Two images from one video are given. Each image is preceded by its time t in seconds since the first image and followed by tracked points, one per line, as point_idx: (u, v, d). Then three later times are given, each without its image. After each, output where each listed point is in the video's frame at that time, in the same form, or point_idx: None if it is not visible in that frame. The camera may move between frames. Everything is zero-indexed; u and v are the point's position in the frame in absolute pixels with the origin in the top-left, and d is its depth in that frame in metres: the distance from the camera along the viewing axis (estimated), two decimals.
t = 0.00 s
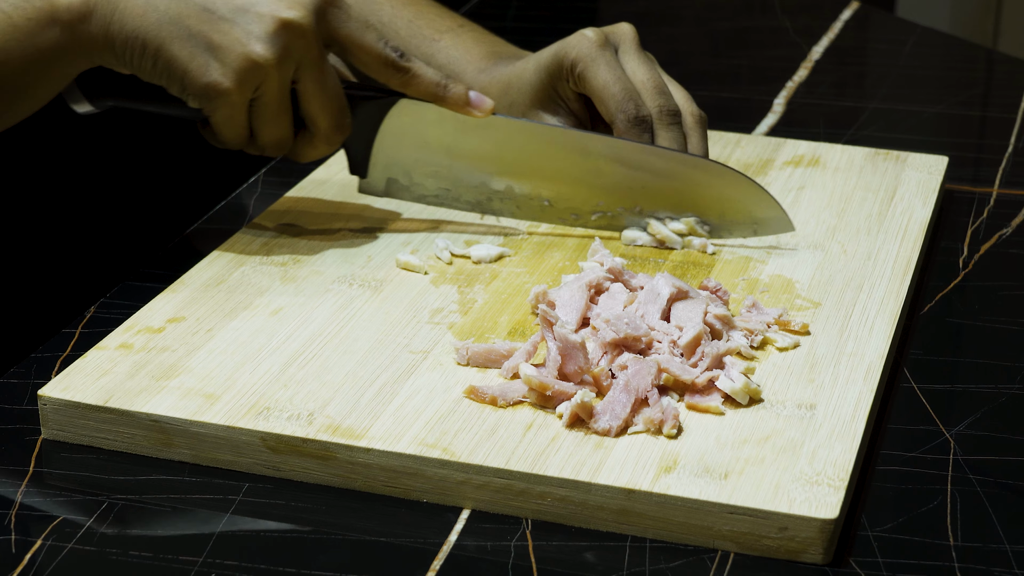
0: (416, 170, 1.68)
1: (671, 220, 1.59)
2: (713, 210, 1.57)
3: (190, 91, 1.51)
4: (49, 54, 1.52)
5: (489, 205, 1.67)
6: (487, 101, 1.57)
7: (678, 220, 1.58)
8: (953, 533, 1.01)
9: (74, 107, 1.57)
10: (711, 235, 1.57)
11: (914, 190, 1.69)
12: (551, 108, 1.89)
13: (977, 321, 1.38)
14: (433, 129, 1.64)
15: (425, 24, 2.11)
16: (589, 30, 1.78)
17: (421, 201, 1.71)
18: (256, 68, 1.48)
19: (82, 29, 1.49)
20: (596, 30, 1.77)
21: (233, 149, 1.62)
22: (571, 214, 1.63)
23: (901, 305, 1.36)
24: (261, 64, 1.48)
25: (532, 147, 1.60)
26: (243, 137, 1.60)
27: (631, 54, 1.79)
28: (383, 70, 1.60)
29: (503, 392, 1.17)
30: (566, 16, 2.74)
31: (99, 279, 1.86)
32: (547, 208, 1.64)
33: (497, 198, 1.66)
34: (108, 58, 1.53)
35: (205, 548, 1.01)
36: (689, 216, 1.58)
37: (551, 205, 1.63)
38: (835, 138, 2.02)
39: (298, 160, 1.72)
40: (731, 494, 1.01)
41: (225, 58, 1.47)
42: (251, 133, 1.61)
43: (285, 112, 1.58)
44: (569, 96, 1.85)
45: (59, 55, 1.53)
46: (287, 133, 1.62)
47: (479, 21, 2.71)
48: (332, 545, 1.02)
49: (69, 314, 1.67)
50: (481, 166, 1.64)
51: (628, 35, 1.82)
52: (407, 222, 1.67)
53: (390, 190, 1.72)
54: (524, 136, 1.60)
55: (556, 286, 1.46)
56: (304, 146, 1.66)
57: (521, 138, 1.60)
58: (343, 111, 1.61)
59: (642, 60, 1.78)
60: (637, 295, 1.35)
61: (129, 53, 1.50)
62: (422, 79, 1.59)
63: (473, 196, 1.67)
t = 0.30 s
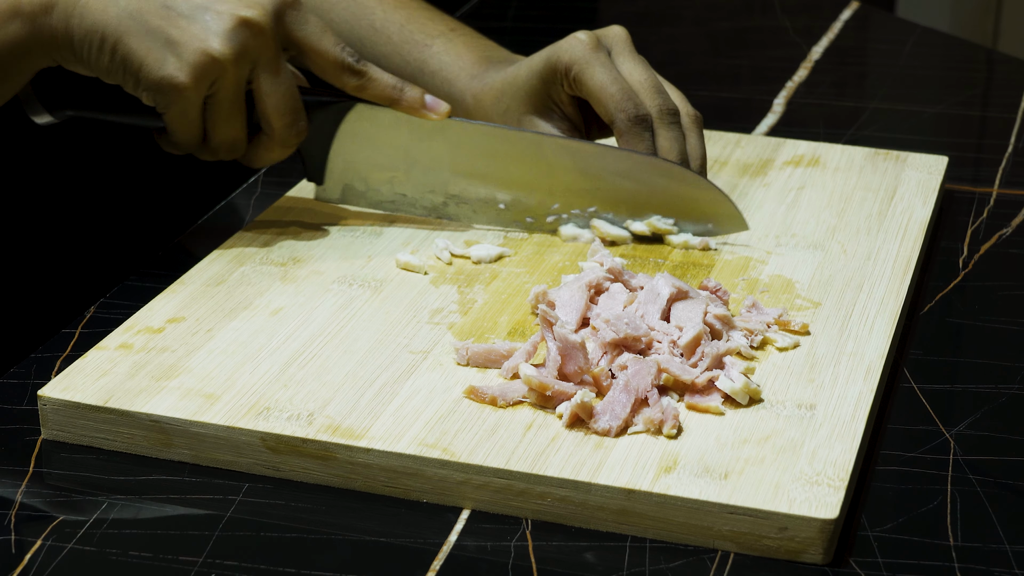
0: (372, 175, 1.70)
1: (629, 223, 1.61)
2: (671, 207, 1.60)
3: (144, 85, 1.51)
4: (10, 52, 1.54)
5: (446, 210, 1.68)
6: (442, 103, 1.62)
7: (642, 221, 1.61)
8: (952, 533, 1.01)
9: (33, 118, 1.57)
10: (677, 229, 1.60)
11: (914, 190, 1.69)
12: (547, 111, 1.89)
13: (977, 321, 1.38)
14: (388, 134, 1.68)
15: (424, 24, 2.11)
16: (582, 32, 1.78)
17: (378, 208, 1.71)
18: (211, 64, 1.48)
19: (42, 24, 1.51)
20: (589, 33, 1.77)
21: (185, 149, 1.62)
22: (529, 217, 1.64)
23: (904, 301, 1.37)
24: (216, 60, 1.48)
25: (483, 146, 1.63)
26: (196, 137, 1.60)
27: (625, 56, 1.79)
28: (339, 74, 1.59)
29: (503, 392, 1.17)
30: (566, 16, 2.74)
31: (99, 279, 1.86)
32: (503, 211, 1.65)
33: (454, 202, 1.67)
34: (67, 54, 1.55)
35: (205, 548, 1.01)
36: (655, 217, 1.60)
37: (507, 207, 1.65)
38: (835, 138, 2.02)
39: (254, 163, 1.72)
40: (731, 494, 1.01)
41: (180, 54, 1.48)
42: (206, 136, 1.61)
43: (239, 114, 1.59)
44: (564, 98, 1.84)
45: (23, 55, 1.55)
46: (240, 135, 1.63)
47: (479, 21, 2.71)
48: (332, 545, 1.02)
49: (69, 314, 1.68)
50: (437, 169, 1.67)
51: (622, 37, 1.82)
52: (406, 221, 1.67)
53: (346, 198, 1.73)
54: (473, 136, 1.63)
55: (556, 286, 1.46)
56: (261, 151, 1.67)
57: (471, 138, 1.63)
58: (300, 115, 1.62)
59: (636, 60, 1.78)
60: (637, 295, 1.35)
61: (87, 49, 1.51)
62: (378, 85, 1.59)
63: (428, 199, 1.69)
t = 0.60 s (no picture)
0: (378, 151, 1.62)
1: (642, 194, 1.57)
2: (687, 173, 1.56)
3: (134, 66, 1.44)
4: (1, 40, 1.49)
5: (454, 184, 1.62)
6: (444, 73, 1.50)
7: (657, 189, 1.57)
8: (952, 533, 1.01)
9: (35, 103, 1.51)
10: (694, 198, 1.57)
11: (914, 190, 1.69)
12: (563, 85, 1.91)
13: (977, 321, 1.38)
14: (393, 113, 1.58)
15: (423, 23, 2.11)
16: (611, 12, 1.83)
17: (386, 184, 1.65)
18: (199, 37, 1.41)
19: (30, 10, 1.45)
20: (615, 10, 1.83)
21: (184, 130, 1.55)
22: (540, 189, 1.60)
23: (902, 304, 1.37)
24: (204, 33, 1.41)
25: (491, 121, 1.56)
26: (193, 117, 1.52)
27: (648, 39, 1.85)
28: (335, 44, 1.55)
29: (503, 392, 1.17)
30: (566, 16, 2.74)
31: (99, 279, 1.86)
32: (513, 184, 1.60)
33: (463, 176, 1.61)
34: (58, 40, 1.48)
35: (205, 548, 1.01)
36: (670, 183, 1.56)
37: (518, 180, 1.60)
38: (834, 138, 2.02)
39: (258, 141, 1.63)
40: (731, 494, 1.01)
41: (166, 29, 1.40)
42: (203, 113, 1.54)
43: (234, 89, 1.51)
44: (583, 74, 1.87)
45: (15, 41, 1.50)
46: (239, 110, 1.54)
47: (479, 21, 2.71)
48: (332, 545, 1.02)
49: (69, 314, 1.68)
50: (444, 146, 1.59)
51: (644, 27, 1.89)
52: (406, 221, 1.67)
53: (351, 175, 1.65)
54: (482, 111, 1.56)
55: (556, 286, 1.46)
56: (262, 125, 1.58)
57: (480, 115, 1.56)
58: (297, 83, 1.52)
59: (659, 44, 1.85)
60: (637, 295, 1.35)
61: (74, 33, 1.45)
62: (375, 53, 1.52)
63: (437, 174, 1.62)
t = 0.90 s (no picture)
0: (430, 143, 1.70)
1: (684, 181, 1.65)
2: (728, 161, 1.63)
3: (200, 63, 1.50)
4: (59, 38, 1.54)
5: (504, 173, 1.70)
6: (494, 65, 1.61)
7: (699, 175, 1.64)
8: (952, 533, 1.01)
9: (89, 99, 1.57)
10: (735, 184, 1.64)
11: (914, 190, 1.69)
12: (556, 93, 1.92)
13: (977, 321, 1.38)
14: (446, 104, 1.66)
15: (423, 23, 2.12)
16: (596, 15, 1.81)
17: (435, 175, 1.72)
18: (266, 35, 1.47)
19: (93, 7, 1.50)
20: (602, 15, 1.80)
21: (245, 124, 1.63)
22: (586, 177, 1.68)
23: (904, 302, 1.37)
24: (270, 30, 1.47)
25: (537, 111, 1.64)
26: (254, 111, 1.59)
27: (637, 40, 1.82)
28: (390, 39, 1.59)
29: (503, 392, 1.17)
30: (566, 16, 2.74)
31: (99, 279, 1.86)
32: (560, 173, 1.68)
33: (511, 166, 1.69)
34: (119, 37, 1.54)
35: (205, 547, 1.01)
36: (712, 170, 1.64)
37: (565, 169, 1.68)
38: (834, 138, 2.02)
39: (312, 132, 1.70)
40: (731, 494, 1.01)
41: (233, 27, 1.47)
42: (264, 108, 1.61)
43: (296, 84, 1.58)
44: (577, 79, 1.88)
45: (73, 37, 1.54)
46: (299, 104, 1.62)
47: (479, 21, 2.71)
48: (332, 545, 1.02)
49: (69, 314, 1.68)
50: (493, 137, 1.66)
51: (636, 23, 1.85)
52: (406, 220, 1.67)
53: (403, 166, 1.72)
54: (530, 103, 1.64)
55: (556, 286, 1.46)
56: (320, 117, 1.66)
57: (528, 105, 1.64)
58: (355, 76, 1.60)
59: (647, 46, 1.81)
60: (637, 295, 1.35)
61: (138, 30, 1.50)
62: (430, 49, 1.59)
63: (486, 166, 1.69)
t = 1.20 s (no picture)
0: (451, 154, 1.69)
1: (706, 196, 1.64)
2: (750, 175, 1.62)
3: (225, 71, 1.51)
4: (82, 47, 1.52)
5: (524, 185, 1.69)
6: (517, 78, 1.62)
7: (721, 189, 1.63)
8: (952, 533, 1.01)
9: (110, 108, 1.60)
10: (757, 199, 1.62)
11: (914, 190, 1.69)
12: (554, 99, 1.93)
13: (977, 321, 1.38)
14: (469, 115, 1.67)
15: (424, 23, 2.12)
16: (585, 21, 1.82)
17: (456, 188, 1.72)
18: (290, 43, 1.49)
19: (118, 14, 1.50)
20: (592, 20, 1.81)
21: (267, 134, 1.62)
22: (606, 191, 1.66)
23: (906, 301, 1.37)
24: (295, 38, 1.49)
25: (559, 122, 1.64)
26: (277, 120, 1.59)
27: (628, 42, 1.82)
28: (412, 49, 1.60)
29: (503, 392, 1.17)
30: (566, 16, 2.74)
31: (99, 278, 1.86)
32: (580, 186, 1.67)
33: (532, 179, 1.68)
34: (143, 45, 1.54)
35: (205, 548, 1.01)
36: (734, 184, 1.63)
37: (585, 182, 1.67)
38: (835, 138, 2.02)
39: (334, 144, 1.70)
40: (731, 494, 1.01)
41: (258, 34, 1.48)
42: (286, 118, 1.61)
43: (318, 93, 1.59)
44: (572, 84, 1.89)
45: (95, 47, 1.53)
46: (321, 115, 1.62)
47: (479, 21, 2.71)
48: (332, 545, 1.02)
49: (69, 314, 1.68)
50: (514, 148, 1.66)
51: (625, 22, 1.86)
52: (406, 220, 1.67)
53: (424, 178, 1.72)
54: (552, 112, 1.64)
55: (556, 286, 1.46)
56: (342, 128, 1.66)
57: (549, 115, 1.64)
58: (378, 88, 1.60)
59: (638, 45, 1.81)
60: (637, 295, 1.35)
61: (163, 39, 1.51)
62: (452, 61, 1.59)
63: (507, 178, 1.69)
